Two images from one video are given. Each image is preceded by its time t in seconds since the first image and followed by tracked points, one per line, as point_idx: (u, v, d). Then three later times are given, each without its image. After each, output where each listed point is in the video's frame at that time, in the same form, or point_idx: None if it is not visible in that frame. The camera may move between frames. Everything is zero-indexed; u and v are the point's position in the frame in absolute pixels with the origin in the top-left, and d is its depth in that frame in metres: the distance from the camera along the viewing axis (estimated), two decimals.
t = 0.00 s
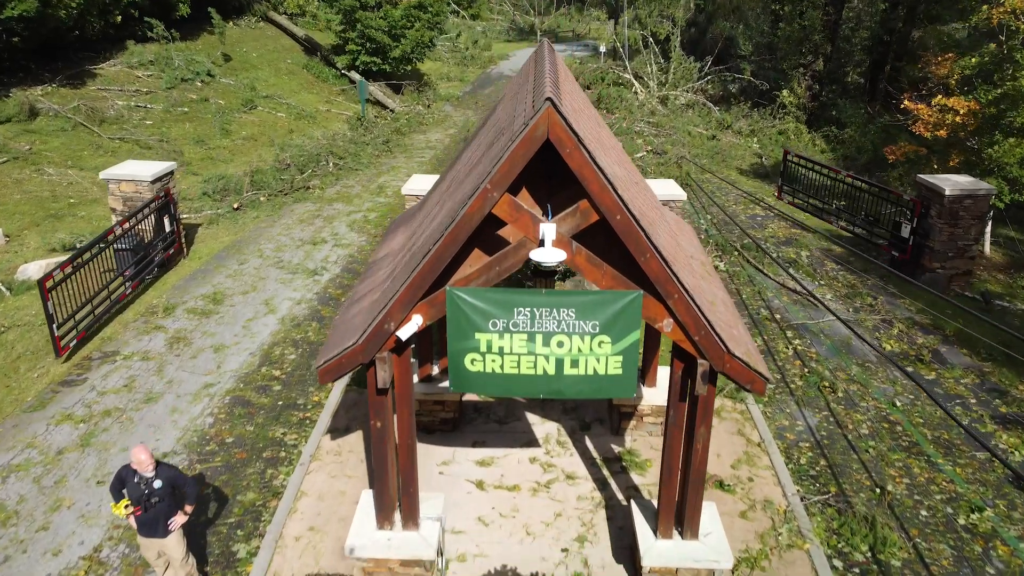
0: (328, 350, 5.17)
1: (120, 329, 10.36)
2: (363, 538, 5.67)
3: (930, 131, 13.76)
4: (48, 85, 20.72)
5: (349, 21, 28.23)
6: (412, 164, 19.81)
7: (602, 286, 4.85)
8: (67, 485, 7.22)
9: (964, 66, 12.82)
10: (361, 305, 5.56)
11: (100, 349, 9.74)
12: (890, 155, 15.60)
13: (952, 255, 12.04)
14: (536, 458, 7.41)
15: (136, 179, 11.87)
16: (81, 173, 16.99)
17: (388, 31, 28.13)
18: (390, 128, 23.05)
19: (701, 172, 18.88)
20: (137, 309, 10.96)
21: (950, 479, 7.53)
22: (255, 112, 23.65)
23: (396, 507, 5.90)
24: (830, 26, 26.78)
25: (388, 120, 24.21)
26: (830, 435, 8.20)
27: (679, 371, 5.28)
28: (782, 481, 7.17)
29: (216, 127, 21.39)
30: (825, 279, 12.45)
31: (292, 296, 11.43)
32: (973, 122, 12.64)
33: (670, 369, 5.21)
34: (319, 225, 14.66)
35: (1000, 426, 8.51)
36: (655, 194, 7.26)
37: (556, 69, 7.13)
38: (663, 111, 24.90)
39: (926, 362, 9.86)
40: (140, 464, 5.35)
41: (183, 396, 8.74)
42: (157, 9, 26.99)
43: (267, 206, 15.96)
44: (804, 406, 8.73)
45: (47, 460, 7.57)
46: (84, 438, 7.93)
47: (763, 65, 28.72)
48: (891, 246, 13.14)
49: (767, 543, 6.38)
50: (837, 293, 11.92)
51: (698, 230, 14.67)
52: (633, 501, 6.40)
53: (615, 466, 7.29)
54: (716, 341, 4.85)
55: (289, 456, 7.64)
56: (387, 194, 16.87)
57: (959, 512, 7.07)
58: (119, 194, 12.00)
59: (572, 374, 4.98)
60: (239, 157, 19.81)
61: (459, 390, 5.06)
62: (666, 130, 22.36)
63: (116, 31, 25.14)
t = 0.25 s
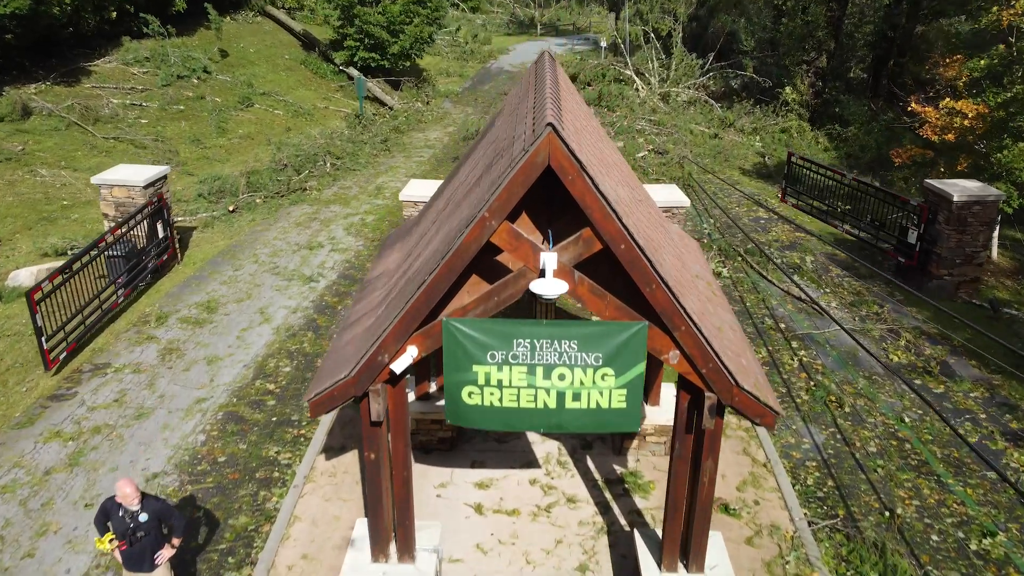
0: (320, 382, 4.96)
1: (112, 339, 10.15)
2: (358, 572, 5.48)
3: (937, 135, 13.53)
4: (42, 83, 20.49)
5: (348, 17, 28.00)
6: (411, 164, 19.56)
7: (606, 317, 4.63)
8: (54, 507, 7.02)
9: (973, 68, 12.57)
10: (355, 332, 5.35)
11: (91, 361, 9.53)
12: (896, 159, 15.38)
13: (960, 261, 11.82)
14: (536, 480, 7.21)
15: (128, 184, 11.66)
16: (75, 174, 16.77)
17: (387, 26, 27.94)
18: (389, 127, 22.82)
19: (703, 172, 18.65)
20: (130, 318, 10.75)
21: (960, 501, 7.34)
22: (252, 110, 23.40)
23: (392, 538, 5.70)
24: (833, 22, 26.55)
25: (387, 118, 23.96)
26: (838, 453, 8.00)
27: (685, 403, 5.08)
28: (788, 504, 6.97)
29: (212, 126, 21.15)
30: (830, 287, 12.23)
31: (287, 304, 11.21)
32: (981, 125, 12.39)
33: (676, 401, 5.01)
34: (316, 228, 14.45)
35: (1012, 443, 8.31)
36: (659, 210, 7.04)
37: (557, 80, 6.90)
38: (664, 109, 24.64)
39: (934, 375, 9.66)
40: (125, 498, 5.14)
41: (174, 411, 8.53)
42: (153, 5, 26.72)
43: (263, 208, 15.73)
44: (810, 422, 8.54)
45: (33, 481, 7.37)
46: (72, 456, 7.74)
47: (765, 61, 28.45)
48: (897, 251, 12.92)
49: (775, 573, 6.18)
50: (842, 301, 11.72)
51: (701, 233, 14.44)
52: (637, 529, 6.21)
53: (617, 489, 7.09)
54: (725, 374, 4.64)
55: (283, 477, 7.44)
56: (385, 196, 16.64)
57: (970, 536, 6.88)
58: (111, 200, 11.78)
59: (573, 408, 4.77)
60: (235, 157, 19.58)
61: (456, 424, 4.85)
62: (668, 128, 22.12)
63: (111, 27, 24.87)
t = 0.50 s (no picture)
0: (312, 418, 4.76)
1: (104, 351, 9.95)
2: None
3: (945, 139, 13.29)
4: (36, 81, 20.25)
5: (346, 13, 27.74)
6: (409, 164, 19.32)
7: (609, 353, 4.43)
8: (42, 533, 6.85)
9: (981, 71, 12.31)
10: (349, 362, 5.14)
11: (82, 375, 9.34)
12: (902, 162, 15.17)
13: (967, 269, 11.62)
14: (536, 504, 7.03)
15: (120, 191, 11.44)
16: (69, 176, 16.56)
17: (386, 22, 27.72)
18: (387, 125, 22.58)
19: (705, 173, 18.41)
20: (123, 328, 10.56)
21: (971, 525, 7.16)
22: (249, 108, 23.15)
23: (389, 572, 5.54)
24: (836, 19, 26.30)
25: (385, 116, 23.69)
26: (845, 474, 7.82)
27: (692, 439, 4.89)
28: (795, 530, 6.79)
29: (209, 125, 20.91)
30: (835, 295, 12.03)
31: (282, 314, 11.00)
32: (990, 129, 12.15)
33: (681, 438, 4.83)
34: (313, 232, 14.26)
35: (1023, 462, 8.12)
36: (664, 226, 6.82)
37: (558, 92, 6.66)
38: (666, 106, 24.39)
39: (942, 389, 9.48)
40: (111, 536, 4.97)
41: (167, 429, 8.35)
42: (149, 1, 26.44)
43: (259, 211, 15.50)
44: (816, 440, 8.35)
45: (21, 505, 7.19)
46: (61, 477, 7.56)
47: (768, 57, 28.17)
48: (903, 258, 12.71)
49: None
50: (848, 310, 11.52)
51: (703, 238, 14.23)
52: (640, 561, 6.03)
53: (620, 514, 6.91)
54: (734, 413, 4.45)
55: (277, 500, 7.26)
56: (383, 198, 16.41)
57: (982, 563, 6.70)
58: (103, 207, 11.56)
59: (575, 447, 4.59)
60: (231, 157, 19.35)
61: (454, 462, 4.67)
62: (670, 127, 21.87)
63: (107, 24, 24.60)
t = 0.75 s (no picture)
0: (304, 464, 4.57)
1: (97, 367, 9.79)
2: None
3: (952, 148, 13.04)
4: (31, 83, 20.03)
5: (344, 10, 27.48)
6: (409, 166, 19.11)
7: (613, 401, 4.27)
8: (30, 565, 6.70)
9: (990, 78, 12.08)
10: (343, 403, 4.96)
11: (74, 394, 9.18)
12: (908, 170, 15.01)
13: (974, 281, 11.45)
14: (536, 534, 6.88)
15: (114, 202, 11.25)
16: (63, 181, 16.37)
17: (384, 20, 27.48)
18: (386, 126, 22.38)
19: (707, 177, 18.21)
20: (116, 343, 10.39)
21: (981, 556, 7.00)
22: (246, 108, 22.94)
23: None
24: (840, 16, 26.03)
25: (384, 116, 23.47)
26: (851, 499, 7.66)
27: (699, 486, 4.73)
28: (801, 562, 6.63)
29: (206, 126, 20.70)
30: (840, 306, 11.86)
31: (279, 328, 10.83)
32: (998, 138, 11.92)
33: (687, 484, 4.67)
34: (311, 240, 14.08)
35: None
36: (669, 250, 6.64)
37: (561, 113, 6.46)
38: (667, 106, 24.17)
39: (950, 408, 9.30)
40: None
41: (160, 452, 8.19)
42: None
43: (257, 217, 15.31)
44: (822, 463, 8.20)
45: (9, 534, 7.03)
46: (50, 505, 7.40)
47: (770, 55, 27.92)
48: (909, 268, 12.52)
49: None
50: (853, 323, 11.34)
51: (706, 246, 14.05)
52: None
53: (622, 545, 6.76)
54: (743, 463, 4.27)
55: (272, 529, 7.10)
56: (382, 204, 16.21)
57: None
58: (97, 218, 11.38)
59: (578, 497, 4.43)
60: (228, 159, 19.16)
61: (452, 512, 4.50)
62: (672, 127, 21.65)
63: (102, 22, 24.36)
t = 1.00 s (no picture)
0: (298, 523, 4.41)
1: (90, 389, 9.63)
2: None
3: (958, 160, 12.84)
4: (26, 86, 19.83)
5: (343, 10, 27.24)
6: (408, 171, 18.93)
7: (617, 461, 4.13)
8: None
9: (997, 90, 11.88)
10: (338, 454, 4.80)
11: (67, 417, 9.02)
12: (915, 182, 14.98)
13: (981, 296, 11.29)
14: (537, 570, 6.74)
15: (108, 216, 11.08)
16: (58, 188, 16.20)
17: (384, 20, 27.25)
18: (385, 129, 22.19)
19: (709, 183, 18.02)
20: (111, 362, 10.24)
21: None
22: (244, 110, 22.74)
23: None
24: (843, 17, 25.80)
25: (383, 119, 23.28)
26: (858, 531, 7.52)
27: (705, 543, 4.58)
28: None
29: (203, 130, 20.50)
30: (844, 321, 11.71)
31: (275, 345, 10.68)
32: (1005, 151, 11.70)
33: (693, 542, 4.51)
34: (309, 251, 13.91)
35: None
36: (672, 282, 6.47)
37: (562, 140, 6.28)
38: (668, 108, 23.97)
39: (957, 431, 9.16)
40: None
41: (154, 479, 8.05)
42: None
43: (254, 226, 15.14)
44: (828, 492, 8.06)
45: None
46: (42, 537, 7.26)
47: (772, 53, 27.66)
48: (914, 283, 12.39)
49: None
50: (858, 339, 11.19)
51: (708, 257, 13.88)
52: None
53: None
54: (753, 525, 4.10)
55: (267, 563, 6.96)
56: (381, 212, 16.05)
57: None
58: (91, 232, 11.20)
59: (581, 557, 4.28)
60: (226, 165, 18.98)
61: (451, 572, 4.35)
62: (673, 130, 21.45)
63: (99, 23, 24.14)
